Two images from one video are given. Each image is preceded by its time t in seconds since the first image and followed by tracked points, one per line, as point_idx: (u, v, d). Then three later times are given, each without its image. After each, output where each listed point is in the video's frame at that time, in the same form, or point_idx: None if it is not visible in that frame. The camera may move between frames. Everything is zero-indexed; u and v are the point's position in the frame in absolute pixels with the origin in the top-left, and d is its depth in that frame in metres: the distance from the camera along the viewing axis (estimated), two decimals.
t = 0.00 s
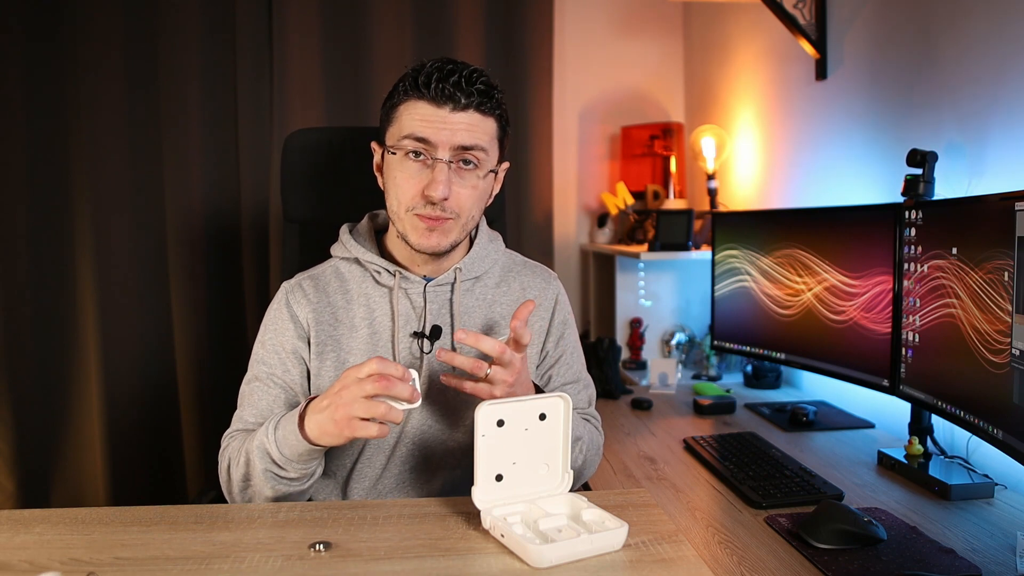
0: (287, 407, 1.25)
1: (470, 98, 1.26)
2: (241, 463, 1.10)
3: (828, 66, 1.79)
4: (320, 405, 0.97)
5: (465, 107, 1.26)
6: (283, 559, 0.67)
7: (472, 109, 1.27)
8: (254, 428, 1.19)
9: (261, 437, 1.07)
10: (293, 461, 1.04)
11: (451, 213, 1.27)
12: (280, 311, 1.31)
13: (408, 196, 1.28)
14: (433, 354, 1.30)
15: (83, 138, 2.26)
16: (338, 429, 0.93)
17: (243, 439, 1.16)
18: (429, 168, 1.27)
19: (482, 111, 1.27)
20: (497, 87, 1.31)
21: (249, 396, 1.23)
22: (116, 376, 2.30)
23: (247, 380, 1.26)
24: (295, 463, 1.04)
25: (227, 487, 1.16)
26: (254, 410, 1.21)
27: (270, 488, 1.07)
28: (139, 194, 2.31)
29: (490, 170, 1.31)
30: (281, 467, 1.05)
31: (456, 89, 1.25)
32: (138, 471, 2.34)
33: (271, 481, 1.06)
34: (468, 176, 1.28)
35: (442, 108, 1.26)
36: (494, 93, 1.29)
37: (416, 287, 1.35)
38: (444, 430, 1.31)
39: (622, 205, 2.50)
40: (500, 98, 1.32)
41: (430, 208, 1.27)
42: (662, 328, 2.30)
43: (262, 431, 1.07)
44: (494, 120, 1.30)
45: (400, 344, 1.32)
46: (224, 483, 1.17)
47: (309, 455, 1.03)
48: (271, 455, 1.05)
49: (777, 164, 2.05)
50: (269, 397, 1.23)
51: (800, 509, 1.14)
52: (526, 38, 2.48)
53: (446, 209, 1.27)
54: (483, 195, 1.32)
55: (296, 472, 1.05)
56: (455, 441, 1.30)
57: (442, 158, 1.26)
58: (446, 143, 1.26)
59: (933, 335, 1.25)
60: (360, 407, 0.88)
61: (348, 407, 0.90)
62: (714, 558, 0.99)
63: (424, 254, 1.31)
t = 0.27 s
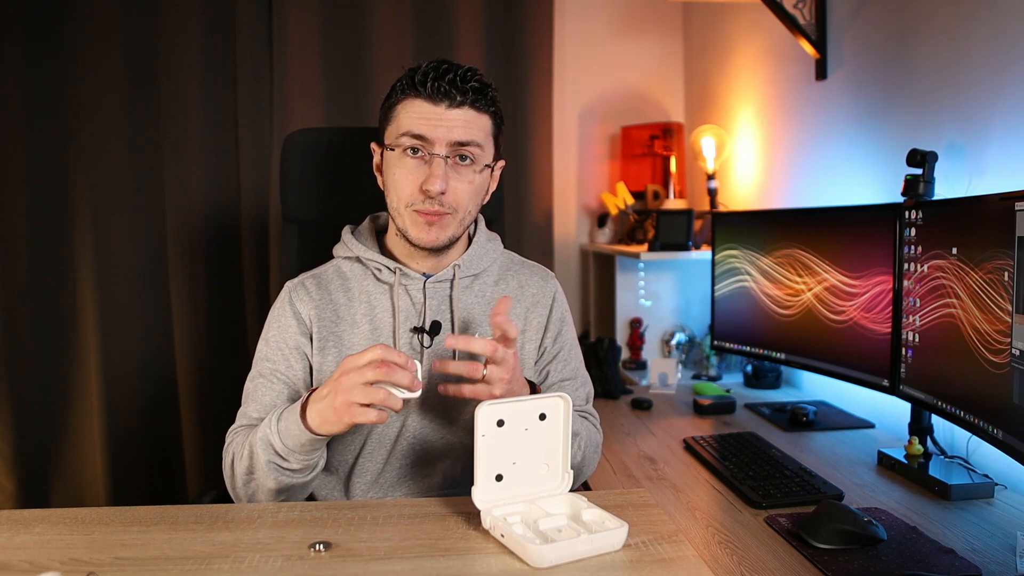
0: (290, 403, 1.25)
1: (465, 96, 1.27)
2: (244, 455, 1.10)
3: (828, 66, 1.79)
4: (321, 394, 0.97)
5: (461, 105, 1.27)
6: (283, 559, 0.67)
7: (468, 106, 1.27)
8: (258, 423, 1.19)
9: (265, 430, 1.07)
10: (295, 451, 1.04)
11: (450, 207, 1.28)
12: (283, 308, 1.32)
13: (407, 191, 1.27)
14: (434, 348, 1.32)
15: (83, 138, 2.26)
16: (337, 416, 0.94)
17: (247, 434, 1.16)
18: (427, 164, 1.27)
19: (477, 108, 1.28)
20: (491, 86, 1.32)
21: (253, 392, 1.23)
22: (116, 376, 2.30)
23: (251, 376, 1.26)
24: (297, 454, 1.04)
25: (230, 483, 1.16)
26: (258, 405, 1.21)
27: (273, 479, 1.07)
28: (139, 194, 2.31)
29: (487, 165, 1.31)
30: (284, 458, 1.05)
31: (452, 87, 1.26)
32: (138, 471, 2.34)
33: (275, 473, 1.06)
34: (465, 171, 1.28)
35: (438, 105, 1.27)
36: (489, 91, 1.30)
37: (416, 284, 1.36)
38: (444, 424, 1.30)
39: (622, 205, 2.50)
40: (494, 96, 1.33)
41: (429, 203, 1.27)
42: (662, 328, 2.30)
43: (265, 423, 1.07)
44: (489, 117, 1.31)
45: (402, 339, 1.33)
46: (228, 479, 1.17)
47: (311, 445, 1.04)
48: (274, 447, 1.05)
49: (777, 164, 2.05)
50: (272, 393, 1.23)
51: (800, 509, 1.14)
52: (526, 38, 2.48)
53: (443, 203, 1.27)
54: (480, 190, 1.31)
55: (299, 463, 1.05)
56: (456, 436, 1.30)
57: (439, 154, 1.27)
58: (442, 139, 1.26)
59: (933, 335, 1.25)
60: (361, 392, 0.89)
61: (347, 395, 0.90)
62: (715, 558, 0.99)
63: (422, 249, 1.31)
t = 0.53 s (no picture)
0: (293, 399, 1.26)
1: (465, 95, 1.27)
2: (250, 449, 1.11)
3: (828, 66, 1.79)
4: (326, 382, 0.99)
5: (461, 104, 1.27)
6: (283, 559, 0.67)
7: (468, 106, 1.28)
8: (262, 419, 1.20)
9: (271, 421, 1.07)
10: (302, 443, 1.05)
11: (450, 204, 1.28)
12: (286, 306, 1.32)
13: (409, 188, 1.27)
14: (434, 346, 1.34)
15: (83, 138, 2.26)
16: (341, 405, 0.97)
17: (252, 429, 1.17)
18: (428, 161, 1.27)
19: (476, 107, 1.29)
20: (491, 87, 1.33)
21: (257, 388, 1.24)
22: (116, 376, 2.30)
23: (255, 373, 1.27)
24: (304, 445, 1.05)
25: (234, 478, 1.16)
26: (262, 401, 1.22)
27: (278, 471, 1.07)
28: (139, 194, 2.31)
29: (487, 163, 1.31)
30: (290, 449, 1.05)
31: (452, 87, 1.27)
32: (138, 471, 2.34)
33: (280, 465, 1.07)
34: (466, 169, 1.28)
35: (439, 104, 1.27)
36: (488, 91, 1.31)
37: (416, 282, 1.35)
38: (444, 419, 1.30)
39: (621, 205, 2.50)
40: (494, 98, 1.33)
41: (430, 199, 1.27)
42: (662, 328, 2.30)
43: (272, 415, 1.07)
44: (488, 117, 1.31)
45: (402, 336, 1.33)
46: (232, 476, 1.17)
47: (318, 437, 1.05)
48: (280, 438, 1.06)
49: (777, 164, 2.05)
50: (277, 388, 1.24)
51: (800, 509, 1.14)
52: (526, 38, 2.48)
53: (445, 201, 1.27)
54: (480, 187, 1.31)
55: (305, 455, 1.06)
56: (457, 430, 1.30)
57: (440, 152, 1.27)
58: (443, 137, 1.27)
59: (933, 335, 1.25)
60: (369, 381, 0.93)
61: (353, 381, 0.93)
62: (715, 558, 0.99)
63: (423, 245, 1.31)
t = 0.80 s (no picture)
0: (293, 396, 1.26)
1: (473, 101, 1.27)
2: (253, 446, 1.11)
3: (828, 66, 1.79)
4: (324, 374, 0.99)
5: (468, 109, 1.27)
6: (283, 559, 0.67)
7: (474, 112, 1.27)
8: (263, 416, 1.21)
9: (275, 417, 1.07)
10: (305, 438, 1.05)
11: (452, 208, 1.28)
12: (286, 304, 1.32)
13: (412, 190, 1.27)
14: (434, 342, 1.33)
15: (83, 138, 2.26)
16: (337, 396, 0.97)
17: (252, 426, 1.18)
18: (433, 165, 1.26)
19: (482, 114, 1.28)
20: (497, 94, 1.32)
21: (258, 385, 1.24)
22: (116, 376, 2.30)
23: (255, 370, 1.27)
24: (307, 441, 1.05)
25: (234, 475, 1.17)
26: (263, 398, 1.23)
27: (280, 467, 1.07)
28: (139, 194, 2.31)
29: (489, 169, 1.31)
30: (293, 445, 1.05)
31: (461, 92, 1.26)
32: (138, 471, 2.34)
33: (282, 460, 1.06)
34: (469, 174, 1.28)
35: (447, 108, 1.26)
36: (495, 98, 1.30)
37: (415, 281, 1.36)
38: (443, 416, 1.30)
39: (621, 205, 2.50)
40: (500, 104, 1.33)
41: (432, 203, 1.27)
42: (662, 328, 2.30)
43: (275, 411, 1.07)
44: (493, 123, 1.31)
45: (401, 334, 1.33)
46: (233, 474, 1.17)
47: (321, 433, 1.04)
48: (283, 433, 1.06)
49: (777, 164, 2.05)
50: (277, 386, 1.24)
51: (800, 509, 1.14)
52: (526, 38, 2.48)
53: (447, 205, 1.27)
54: (481, 193, 1.32)
55: (308, 451, 1.06)
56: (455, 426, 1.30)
57: (445, 156, 1.26)
58: (449, 142, 1.26)
59: (933, 335, 1.25)
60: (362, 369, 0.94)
61: (347, 370, 0.94)
62: (714, 558, 0.99)
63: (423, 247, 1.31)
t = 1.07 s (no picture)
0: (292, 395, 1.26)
1: (478, 115, 1.24)
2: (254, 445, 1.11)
3: (828, 66, 1.79)
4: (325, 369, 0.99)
5: (473, 123, 1.24)
6: (283, 559, 0.67)
7: (479, 125, 1.25)
8: (263, 415, 1.21)
9: (277, 417, 1.07)
10: (308, 438, 1.04)
11: (452, 221, 1.28)
12: (286, 303, 1.32)
13: (413, 201, 1.27)
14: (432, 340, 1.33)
15: (83, 138, 2.26)
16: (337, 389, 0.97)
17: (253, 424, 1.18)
18: (434, 179, 1.25)
19: (487, 127, 1.26)
20: (503, 104, 1.30)
21: (257, 384, 1.24)
22: (116, 376, 2.30)
23: (254, 368, 1.27)
24: (309, 441, 1.05)
25: (233, 474, 1.16)
26: (262, 397, 1.23)
27: (282, 466, 1.07)
28: (139, 194, 2.31)
29: (491, 182, 1.30)
30: (296, 444, 1.05)
31: (466, 105, 1.23)
32: (139, 470, 2.34)
33: (285, 460, 1.06)
34: (471, 188, 1.27)
35: (450, 122, 1.24)
36: (500, 110, 1.28)
37: (414, 279, 1.36)
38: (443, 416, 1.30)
39: (621, 205, 2.50)
40: (505, 115, 1.31)
41: (433, 216, 1.27)
42: (662, 328, 2.30)
43: (278, 410, 1.07)
44: (497, 136, 1.29)
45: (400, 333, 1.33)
46: (231, 472, 1.16)
47: (324, 432, 1.04)
48: (286, 433, 1.05)
49: (777, 164, 2.05)
50: (276, 384, 1.24)
51: (800, 509, 1.14)
52: (526, 38, 2.48)
53: (446, 218, 1.27)
54: (482, 205, 1.32)
55: (310, 450, 1.06)
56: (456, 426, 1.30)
57: (447, 170, 1.25)
58: (452, 157, 1.24)
59: (933, 335, 1.25)
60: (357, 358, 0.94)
61: (342, 361, 0.94)
62: (714, 558, 0.99)
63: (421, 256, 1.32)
